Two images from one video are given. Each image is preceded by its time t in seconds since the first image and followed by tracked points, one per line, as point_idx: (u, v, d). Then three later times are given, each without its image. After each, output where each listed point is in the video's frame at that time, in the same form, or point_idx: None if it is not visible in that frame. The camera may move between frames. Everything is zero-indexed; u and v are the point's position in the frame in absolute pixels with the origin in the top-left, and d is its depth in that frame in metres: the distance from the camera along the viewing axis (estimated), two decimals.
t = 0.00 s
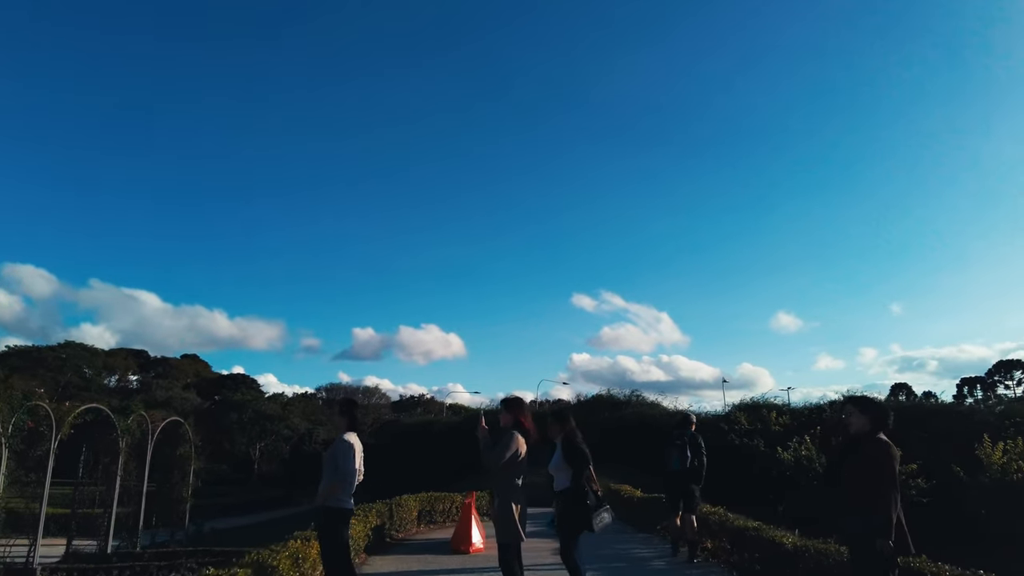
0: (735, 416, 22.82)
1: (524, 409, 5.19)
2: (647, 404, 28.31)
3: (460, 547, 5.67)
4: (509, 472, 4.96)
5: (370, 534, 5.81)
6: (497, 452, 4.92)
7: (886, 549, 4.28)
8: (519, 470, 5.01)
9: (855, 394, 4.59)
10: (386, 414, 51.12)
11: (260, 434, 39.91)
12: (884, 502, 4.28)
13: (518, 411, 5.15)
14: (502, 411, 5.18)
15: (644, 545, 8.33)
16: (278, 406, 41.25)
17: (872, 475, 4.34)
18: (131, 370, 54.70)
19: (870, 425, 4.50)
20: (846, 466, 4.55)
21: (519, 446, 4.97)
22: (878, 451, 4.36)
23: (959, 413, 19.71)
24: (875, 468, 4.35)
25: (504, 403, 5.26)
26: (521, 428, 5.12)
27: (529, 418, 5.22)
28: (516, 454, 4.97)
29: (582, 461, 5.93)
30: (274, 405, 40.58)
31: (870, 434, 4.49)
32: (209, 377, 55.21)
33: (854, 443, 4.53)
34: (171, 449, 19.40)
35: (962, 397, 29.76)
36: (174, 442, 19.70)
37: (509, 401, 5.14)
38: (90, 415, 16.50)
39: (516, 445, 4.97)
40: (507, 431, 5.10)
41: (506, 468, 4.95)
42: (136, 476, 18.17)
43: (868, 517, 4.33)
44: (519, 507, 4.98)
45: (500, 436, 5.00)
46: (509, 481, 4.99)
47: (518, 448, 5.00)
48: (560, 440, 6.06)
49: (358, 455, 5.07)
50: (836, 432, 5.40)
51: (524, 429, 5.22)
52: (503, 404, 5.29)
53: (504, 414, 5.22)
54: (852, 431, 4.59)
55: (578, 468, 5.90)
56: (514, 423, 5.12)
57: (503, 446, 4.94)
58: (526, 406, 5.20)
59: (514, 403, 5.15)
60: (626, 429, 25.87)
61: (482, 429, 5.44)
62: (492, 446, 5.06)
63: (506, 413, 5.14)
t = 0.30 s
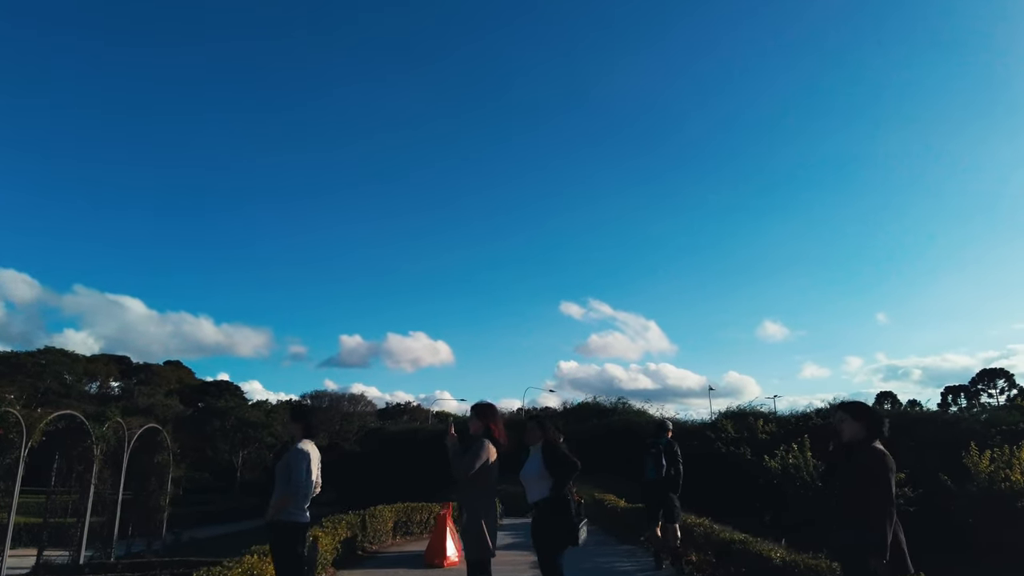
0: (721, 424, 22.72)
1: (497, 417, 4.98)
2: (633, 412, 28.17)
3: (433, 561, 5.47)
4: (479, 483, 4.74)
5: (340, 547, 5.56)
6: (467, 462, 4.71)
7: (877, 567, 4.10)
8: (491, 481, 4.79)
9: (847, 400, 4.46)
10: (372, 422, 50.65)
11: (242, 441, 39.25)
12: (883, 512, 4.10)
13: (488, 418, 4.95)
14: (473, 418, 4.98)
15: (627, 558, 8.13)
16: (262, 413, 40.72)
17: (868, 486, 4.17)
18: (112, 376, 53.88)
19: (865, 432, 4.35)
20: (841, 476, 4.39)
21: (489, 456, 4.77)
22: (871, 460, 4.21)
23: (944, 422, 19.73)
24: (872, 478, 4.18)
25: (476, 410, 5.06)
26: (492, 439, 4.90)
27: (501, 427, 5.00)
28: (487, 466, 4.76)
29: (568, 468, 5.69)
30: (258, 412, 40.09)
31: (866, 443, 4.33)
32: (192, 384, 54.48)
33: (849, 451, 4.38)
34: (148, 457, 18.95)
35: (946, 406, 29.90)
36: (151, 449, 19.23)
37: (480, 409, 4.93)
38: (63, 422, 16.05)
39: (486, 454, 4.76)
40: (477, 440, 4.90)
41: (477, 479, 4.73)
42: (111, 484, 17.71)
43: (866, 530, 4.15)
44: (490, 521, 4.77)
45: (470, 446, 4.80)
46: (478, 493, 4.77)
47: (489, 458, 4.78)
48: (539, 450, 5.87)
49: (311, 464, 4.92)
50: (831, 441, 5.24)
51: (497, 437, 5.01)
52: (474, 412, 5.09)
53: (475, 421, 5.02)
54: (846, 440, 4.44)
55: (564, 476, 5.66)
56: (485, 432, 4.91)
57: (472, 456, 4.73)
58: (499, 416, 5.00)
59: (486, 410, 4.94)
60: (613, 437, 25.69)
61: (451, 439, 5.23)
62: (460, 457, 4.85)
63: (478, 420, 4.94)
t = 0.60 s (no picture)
0: (711, 426, 22.55)
1: (470, 418, 4.80)
2: (622, 414, 28.04)
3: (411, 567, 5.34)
4: (453, 489, 4.54)
5: (312, 554, 5.38)
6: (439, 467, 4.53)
7: None
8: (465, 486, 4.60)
9: (846, 396, 3.89)
10: (361, 424, 50.33)
11: (228, 444, 38.81)
12: (887, 525, 3.49)
13: (460, 420, 4.77)
14: (445, 420, 4.80)
15: (615, 565, 7.95)
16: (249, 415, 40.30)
17: (866, 494, 3.57)
18: (97, 377, 53.22)
19: (867, 433, 3.76)
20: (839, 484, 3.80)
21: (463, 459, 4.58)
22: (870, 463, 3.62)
23: (935, 427, 19.62)
24: (873, 484, 3.58)
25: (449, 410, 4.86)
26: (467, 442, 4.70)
27: (475, 428, 4.81)
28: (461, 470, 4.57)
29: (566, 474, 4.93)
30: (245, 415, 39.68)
31: (869, 445, 3.74)
32: (179, 386, 53.94)
33: (849, 454, 3.79)
34: (129, 460, 18.58)
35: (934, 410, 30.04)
36: (132, 452, 18.88)
37: (452, 410, 4.75)
38: (41, 424, 15.68)
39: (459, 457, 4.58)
40: (450, 443, 4.71)
41: (451, 484, 4.54)
42: (91, 487, 17.34)
43: (869, 546, 3.55)
44: (466, 530, 4.56)
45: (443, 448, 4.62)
46: (450, 498, 4.55)
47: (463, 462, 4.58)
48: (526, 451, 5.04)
49: (269, 469, 4.59)
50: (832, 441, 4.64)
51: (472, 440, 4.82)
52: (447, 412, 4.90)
53: (449, 422, 4.84)
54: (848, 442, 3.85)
55: (558, 483, 4.91)
56: (458, 434, 4.73)
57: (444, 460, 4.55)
58: (472, 418, 4.82)
59: (459, 411, 4.77)
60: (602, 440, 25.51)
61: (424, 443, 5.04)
62: (432, 462, 4.68)
63: (451, 421, 4.75)
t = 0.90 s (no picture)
0: (699, 428, 22.43)
1: (440, 419, 4.68)
2: (609, 416, 27.93)
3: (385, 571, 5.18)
4: (419, 492, 4.43)
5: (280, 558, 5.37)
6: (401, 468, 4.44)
7: None
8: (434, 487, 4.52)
9: (843, 394, 3.60)
10: (347, 425, 49.96)
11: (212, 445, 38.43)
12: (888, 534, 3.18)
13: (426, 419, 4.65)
14: (411, 418, 4.69)
15: (597, 570, 7.80)
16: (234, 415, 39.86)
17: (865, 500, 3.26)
18: (79, 377, 52.52)
19: (867, 433, 3.47)
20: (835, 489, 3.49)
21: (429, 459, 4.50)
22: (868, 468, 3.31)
23: (920, 428, 19.61)
24: (871, 489, 3.28)
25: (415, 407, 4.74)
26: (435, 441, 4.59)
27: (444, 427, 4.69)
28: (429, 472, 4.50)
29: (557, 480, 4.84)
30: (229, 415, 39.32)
31: (868, 446, 3.43)
32: (163, 386, 53.34)
33: (847, 457, 3.49)
34: (108, 461, 18.38)
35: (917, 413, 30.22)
36: (111, 453, 18.69)
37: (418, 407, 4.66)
38: (16, 424, 15.34)
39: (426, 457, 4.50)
40: (415, 443, 4.61)
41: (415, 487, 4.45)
42: (67, 488, 17.01)
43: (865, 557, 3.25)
44: (432, 535, 4.44)
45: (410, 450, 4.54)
46: (414, 499, 4.44)
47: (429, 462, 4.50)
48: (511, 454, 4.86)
49: (216, 470, 4.53)
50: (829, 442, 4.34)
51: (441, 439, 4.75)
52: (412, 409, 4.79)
53: (414, 420, 4.73)
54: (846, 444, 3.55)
55: (549, 489, 4.80)
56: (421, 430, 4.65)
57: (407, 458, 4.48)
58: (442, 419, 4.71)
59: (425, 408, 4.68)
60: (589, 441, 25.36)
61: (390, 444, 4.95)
62: (397, 464, 4.56)
63: (417, 419, 4.65)
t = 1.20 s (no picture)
0: (688, 428, 22.31)
1: (404, 412, 4.60)
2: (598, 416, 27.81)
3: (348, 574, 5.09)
4: (378, 493, 4.28)
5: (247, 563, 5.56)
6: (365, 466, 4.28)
7: None
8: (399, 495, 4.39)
9: (845, 387, 3.41)
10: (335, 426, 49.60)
11: (198, 445, 38.05)
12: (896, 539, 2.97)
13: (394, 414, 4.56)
14: (374, 414, 4.56)
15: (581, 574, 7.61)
16: (220, 416, 39.44)
17: (872, 501, 3.05)
18: (63, 377, 51.84)
19: (873, 430, 3.27)
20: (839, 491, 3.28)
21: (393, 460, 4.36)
22: (872, 467, 3.11)
23: (911, 428, 19.55)
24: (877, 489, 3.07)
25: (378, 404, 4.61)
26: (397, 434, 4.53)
27: (406, 421, 4.59)
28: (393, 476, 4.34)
29: (529, 490, 4.66)
30: (216, 416, 38.88)
31: (873, 444, 3.23)
32: (149, 386, 52.76)
33: (850, 455, 3.29)
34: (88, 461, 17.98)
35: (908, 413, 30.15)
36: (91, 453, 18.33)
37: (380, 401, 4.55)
38: None
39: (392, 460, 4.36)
40: (376, 439, 4.48)
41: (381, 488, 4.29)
42: (45, 489, 16.67)
43: (873, 563, 3.03)
44: (388, 540, 4.28)
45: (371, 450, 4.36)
46: (373, 502, 4.29)
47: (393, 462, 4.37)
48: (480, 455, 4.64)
49: (159, 470, 4.45)
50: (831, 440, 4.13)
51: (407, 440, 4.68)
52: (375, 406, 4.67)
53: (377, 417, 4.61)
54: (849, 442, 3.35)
55: (519, 497, 4.59)
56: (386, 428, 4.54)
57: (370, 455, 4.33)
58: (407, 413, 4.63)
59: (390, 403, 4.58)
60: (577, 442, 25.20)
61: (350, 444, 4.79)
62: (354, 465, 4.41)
63: (378, 415, 4.53)
